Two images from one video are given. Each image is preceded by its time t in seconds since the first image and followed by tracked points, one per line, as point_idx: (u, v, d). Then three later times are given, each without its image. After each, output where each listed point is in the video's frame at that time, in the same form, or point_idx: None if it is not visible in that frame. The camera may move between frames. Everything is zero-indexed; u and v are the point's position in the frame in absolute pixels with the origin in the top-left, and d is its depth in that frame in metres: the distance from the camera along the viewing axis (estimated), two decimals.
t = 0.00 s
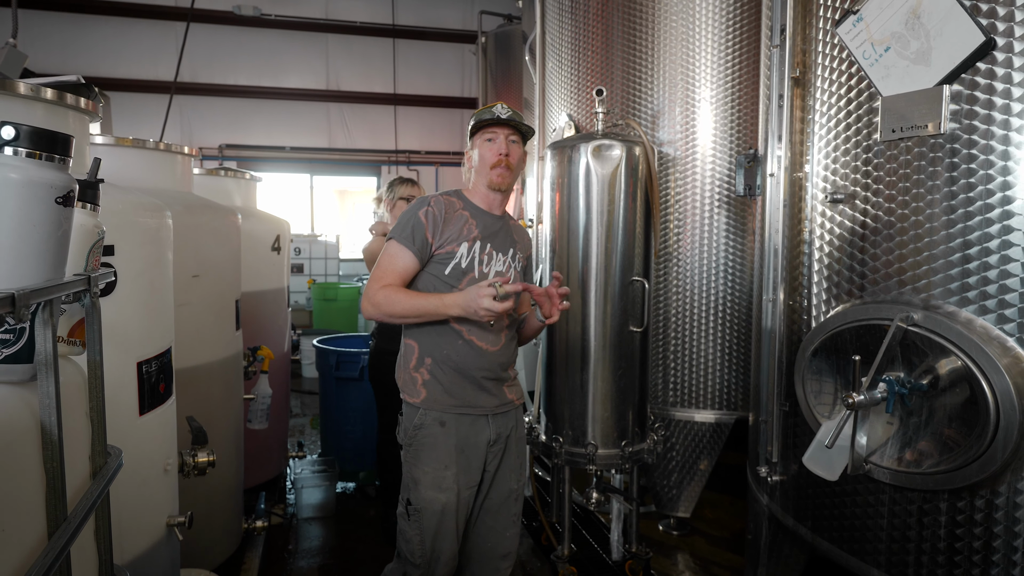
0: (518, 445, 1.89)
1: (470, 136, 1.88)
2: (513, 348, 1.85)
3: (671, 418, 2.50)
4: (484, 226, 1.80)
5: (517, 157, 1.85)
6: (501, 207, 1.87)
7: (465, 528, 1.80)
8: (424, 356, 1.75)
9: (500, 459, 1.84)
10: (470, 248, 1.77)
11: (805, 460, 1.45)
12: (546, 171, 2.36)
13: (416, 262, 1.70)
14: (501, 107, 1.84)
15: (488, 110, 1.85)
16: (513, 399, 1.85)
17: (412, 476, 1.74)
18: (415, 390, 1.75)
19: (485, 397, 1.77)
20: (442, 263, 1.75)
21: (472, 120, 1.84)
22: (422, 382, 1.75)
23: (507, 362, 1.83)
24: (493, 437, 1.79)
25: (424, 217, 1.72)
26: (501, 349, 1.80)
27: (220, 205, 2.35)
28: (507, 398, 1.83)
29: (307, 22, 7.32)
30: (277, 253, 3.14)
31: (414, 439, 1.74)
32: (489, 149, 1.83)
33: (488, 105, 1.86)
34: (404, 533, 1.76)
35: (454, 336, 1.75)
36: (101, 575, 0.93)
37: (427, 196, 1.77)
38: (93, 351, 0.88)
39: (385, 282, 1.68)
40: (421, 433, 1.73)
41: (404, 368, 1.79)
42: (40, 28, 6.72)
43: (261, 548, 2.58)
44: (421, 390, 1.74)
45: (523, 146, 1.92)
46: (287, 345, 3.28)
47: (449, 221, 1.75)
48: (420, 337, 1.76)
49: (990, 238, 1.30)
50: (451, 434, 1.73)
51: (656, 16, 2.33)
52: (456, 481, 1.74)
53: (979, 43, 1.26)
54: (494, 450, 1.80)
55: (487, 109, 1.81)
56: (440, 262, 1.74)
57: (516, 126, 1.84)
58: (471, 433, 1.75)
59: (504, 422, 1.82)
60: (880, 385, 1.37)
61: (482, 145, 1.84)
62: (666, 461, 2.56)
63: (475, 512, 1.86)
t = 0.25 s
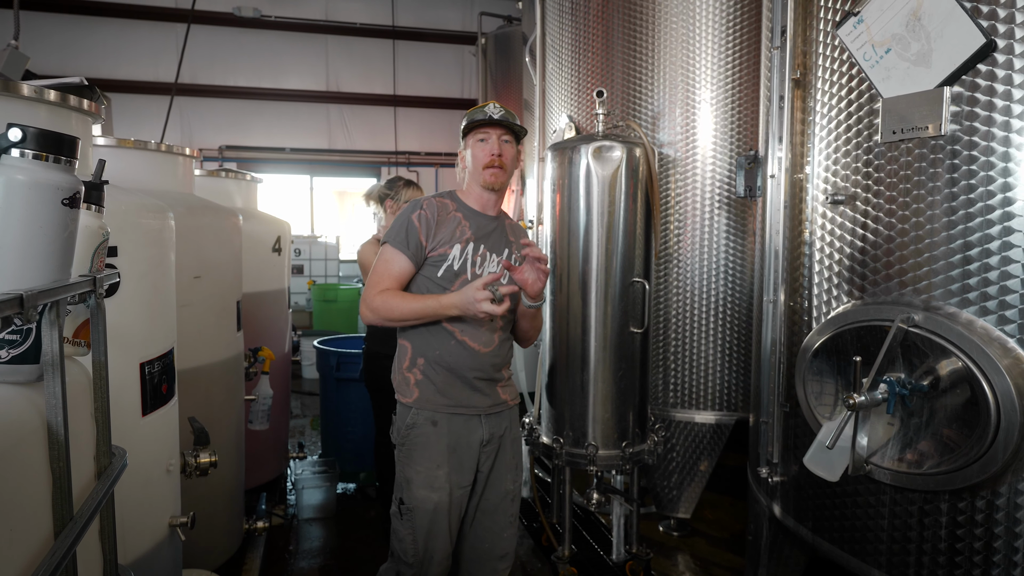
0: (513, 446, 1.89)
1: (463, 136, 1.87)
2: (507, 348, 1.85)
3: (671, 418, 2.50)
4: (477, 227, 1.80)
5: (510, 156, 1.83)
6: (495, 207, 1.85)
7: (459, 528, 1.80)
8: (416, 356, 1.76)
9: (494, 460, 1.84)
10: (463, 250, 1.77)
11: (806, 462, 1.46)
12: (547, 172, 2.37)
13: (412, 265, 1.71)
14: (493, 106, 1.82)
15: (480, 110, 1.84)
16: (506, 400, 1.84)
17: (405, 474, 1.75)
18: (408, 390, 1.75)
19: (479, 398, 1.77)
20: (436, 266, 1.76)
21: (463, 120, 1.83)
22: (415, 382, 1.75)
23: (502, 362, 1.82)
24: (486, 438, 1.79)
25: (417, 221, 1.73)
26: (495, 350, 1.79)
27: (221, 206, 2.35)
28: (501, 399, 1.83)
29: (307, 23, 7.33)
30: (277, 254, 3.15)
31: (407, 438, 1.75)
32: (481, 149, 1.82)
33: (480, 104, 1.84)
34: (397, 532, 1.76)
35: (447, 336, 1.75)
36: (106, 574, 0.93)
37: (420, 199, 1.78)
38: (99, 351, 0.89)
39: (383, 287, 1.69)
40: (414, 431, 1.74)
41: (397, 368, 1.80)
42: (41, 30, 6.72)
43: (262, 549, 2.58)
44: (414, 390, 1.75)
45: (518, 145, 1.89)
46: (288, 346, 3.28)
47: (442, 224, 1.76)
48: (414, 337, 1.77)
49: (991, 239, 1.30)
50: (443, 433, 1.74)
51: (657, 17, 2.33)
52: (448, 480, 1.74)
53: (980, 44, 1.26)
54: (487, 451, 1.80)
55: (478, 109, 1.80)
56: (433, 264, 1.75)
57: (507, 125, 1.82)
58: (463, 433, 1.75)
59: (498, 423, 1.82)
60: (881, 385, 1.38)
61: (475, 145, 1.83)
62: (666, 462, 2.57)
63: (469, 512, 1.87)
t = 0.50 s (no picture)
0: (503, 447, 1.89)
1: (451, 134, 1.88)
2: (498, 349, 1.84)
3: (672, 418, 2.51)
4: (466, 226, 1.79)
5: (499, 151, 1.84)
6: (485, 205, 1.85)
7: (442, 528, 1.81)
8: (405, 356, 1.77)
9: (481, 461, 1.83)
10: (451, 250, 1.77)
11: (808, 461, 1.46)
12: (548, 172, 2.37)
13: (401, 267, 1.72)
14: (480, 101, 1.84)
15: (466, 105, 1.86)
16: (495, 401, 1.84)
17: (386, 471, 1.75)
18: (395, 388, 1.76)
19: (465, 398, 1.77)
20: (424, 267, 1.76)
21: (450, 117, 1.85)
22: (402, 381, 1.76)
23: (491, 362, 1.81)
24: (471, 439, 1.78)
25: (404, 222, 1.73)
26: (483, 350, 1.79)
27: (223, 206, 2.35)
28: (490, 400, 1.82)
29: (308, 23, 7.33)
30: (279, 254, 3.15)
31: (390, 434, 1.75)
32: (469, 145, 1.83)
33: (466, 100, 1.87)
34: (377, 527, 1.76)
35: (434, 336, 1.75)
36: (110, 572, 0.93)
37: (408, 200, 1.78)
38: (102, 350, 0.89)
39: (371, 289, 1.72)
40: (397, 430, 1.74)
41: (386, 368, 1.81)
42: (43, 30, 6.73)
43: (263, 549, 2.57)
44: (400, 389, 1.75)
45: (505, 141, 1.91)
46: (289, 346, 3.28)
47: (430, 225, 1.76)
48: (403, 336, 1.78)
49: (992, 239, 1.30)
50: (427, 432, 1.74)
51: (658, 17, 2.33)
52: (428, 479, 1.75)
53: (982, 44, 1.27)
54: (473, 451, 1.80)
55: (464, 104, 1.82)
56: (422, 265, 1.76)
57: (494, 120, 1.85)
58: (447, 433, 1.75)
59: (486, 423, 1.81)
60: (883, 386, 1.38)
61: (462, 141, 1.84)
62: (668, 462, 2.57)
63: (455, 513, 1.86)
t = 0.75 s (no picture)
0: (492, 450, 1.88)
1: (423, 132, 1.86)
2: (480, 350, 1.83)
3: (674, 417, 2.51)
4: (440, 224, 1.78)
5: (472, 150, 1.82)
6: (460, 202, 1.83)
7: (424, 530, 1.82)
8: (383, 360, 1.76)
9: (464, 464, 1.82)
10: (425, 250, 1.76)
11: (811, 461, 1.45)
12: (550, 171, 2.37)
13: (377, 272, 1.74)
14: (453, 97, 1.81)
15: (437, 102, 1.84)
16: (478, 403, 1.82)
17: (366, 475, 1.75)
18: (376, 390, 1.77)
19: (446, 400, 1.76)
20: (399, 268, 1.76)
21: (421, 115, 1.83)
22: (383, 383, 1.76)
23: (472, 363, 1.80)
24: (452, 444, 1.78)
25: (377, 225, 1.73)
26: (463, 351, 1.78)
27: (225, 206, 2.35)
28: (473, 402, 1.81)
29: (310, 23, 7.33)
30: (280, 254, 3.15)
31: (370, 437, 1.75)
32: (442, 144, 1.81)
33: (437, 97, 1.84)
34: (359, 529, 1.76)
35: (414, 338, 1.75)
36: (115, 571, 0.94)
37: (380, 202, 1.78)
38: (108, 349, 0.89)
39: (348, 296, 1.73)
40: (376, 432, 1.74)
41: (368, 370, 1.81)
42: (45, 31, 6.74)
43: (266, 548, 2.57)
44: (381, 391, 1.76)
45: (480, 136, 1.88)
46: (291, 346, 3.28)
47: (402, 227, 1.76)
48: (383, 341, 1.77)
49: (997, 238, 1.30)
50: (407, 434, 1.74)
51: (661, 15, 2.33)
52: (409, 482, 1.75)
53: (987, 42, 1.26)
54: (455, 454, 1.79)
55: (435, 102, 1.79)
56: (397, 267, 1.76)
57: (467, 118, 1.81)
58: (428, 435, 1.75)
59: (469, 425, 1.80)
60: (887, 385, 1.37)
61: (434, 140, 1.83)
62: (670, 461, 2.57)
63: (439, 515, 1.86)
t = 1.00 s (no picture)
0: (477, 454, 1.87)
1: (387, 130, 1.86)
2: (456, 352, 1.82)
3: (678, 417, 2.50)
4: (406, 225, 1.77)
5: (437, 146, 1.82)
6: (427, 200, 1.82)
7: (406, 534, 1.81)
8: (356, 366, 1.75)
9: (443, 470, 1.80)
10: (392, 252, 1.76)
11: (817, 461, 1.45)
12: (553, 170, 2.37)
13: (345, 277, 1.74)
14: (416, 93, 1.81)
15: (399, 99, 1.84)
16: (455, 407, 1.80)
17: (344, 484, 1.74)
18: (349, 397, 1.76)
19: (422, 405, 1.74)
20: (367, 272, 1.76)
21: (385, 113, 1.82)
22: (356, 390, 1.76)
23: (448, 366, 1.79)
24: (429, 449, 1.77)
25: (342, 229, 1.72)
26: (436, 353, 1.77)
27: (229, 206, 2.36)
28: (449, 406, 1.79)
29: (313, 23, 7.34)
30: (284, 254, 3.15)
31: (346, 445, 1.74)
32: (407, 141, 1.81)
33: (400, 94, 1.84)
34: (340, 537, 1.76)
35: (386, 342, 1.73)
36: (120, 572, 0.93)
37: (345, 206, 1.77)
38: (113, 350, 0.89)
39: (317, 305, 1.73)
40: (351, 440, 1.74)
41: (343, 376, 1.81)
42: (49, 31, 6.75)
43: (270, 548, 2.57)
44: (354, 398, 1.75)
45: (445, 133, 1.89)
46: (295, 346, 3.29)
47: (368, 230, 1.75)
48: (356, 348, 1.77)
49: (1004, 237, 1.29)
50: (382, 440, 1.73)
51: (664, 14, 2.32)
52: (387, 488, 1.74)
53: (994, 40, 1.25)
54: (432, 460, 1.78)
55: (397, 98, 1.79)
56: (365, 270, 1.76)
57: (432, 113, 1.82)
58: (406, 440, 1.74)
59: (446, 430, 1.78)
60: (893, 385, 1.37)
61: (399, 137, 1.82)
62: (674, 461, 2.57)
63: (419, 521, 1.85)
